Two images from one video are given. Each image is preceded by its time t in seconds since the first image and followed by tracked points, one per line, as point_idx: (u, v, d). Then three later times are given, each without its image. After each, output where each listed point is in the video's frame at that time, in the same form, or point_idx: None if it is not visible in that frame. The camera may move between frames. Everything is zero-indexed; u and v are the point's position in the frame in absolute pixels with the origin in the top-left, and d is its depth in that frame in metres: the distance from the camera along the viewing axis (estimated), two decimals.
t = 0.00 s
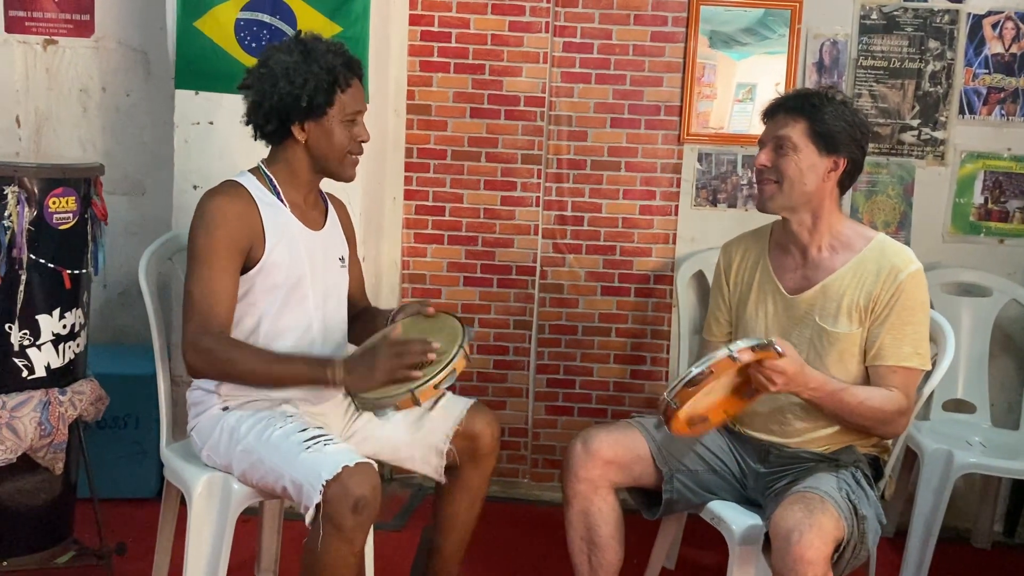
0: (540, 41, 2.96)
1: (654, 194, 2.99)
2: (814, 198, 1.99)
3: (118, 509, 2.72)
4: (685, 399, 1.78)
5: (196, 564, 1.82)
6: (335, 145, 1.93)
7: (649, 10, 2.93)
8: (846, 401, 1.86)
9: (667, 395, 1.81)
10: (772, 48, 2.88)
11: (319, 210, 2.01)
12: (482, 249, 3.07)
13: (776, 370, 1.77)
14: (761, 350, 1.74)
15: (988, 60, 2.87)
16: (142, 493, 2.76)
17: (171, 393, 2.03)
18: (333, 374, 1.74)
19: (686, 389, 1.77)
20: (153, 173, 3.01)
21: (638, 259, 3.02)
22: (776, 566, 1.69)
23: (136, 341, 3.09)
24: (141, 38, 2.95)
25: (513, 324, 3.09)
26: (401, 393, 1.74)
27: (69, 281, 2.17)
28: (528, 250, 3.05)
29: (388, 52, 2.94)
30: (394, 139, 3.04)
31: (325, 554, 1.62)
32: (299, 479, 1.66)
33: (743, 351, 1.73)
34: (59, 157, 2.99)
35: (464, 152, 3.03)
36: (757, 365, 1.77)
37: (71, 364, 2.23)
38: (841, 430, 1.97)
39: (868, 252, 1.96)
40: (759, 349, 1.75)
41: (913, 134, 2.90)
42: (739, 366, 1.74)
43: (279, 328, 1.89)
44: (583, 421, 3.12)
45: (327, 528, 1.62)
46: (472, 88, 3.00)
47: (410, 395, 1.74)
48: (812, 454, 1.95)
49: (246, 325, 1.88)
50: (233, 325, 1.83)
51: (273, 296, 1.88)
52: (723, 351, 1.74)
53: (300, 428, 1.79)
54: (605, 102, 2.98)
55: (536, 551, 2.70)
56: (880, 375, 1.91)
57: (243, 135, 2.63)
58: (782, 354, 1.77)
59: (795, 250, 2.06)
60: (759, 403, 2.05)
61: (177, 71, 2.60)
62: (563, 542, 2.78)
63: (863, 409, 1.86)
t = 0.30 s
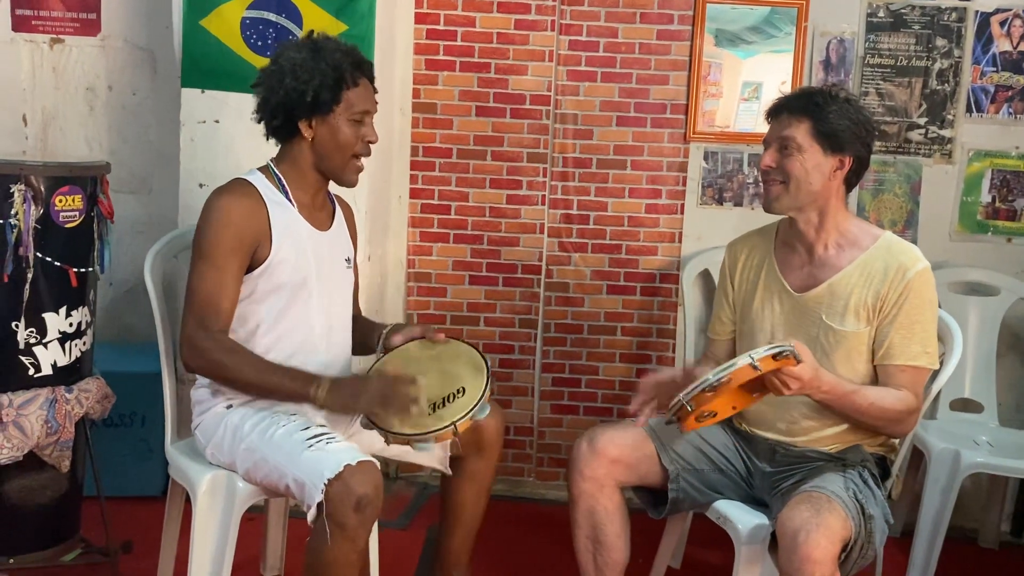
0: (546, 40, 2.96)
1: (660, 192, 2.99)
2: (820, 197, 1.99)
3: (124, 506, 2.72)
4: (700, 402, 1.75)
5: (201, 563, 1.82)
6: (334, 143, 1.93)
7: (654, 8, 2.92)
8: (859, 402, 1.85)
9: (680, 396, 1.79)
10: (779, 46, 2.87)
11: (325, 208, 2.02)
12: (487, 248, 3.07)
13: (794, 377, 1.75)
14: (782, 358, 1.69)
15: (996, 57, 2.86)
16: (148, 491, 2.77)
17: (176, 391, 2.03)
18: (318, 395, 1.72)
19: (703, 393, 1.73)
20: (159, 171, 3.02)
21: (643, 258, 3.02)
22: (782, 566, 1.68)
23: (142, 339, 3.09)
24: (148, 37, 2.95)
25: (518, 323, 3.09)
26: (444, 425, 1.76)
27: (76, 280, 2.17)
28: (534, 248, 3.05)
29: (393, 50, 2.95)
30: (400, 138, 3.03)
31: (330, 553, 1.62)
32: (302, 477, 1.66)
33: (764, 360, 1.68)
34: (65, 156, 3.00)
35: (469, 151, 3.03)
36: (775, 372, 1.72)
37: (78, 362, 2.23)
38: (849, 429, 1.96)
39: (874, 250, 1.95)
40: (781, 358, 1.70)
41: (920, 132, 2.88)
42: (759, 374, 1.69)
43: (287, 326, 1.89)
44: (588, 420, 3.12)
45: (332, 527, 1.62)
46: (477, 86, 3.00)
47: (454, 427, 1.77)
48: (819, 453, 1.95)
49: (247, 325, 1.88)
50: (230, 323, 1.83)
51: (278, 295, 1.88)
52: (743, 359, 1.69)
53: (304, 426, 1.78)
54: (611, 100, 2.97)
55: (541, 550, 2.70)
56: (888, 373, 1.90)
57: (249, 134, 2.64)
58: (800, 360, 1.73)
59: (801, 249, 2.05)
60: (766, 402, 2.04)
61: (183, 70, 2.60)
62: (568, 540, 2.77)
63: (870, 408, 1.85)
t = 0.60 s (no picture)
0: (550, 37, 2.95)
1: (664, 190, 2.98)
2: (824, 195, 1.98)
3: (128, 504, 2.73)
4: (713, 421, 1.74)
5: (205, 561, 1.82)
6: (325, 139, 1.93)
7: (658, 6, 2.92)
8: (862, 402, 1.84)
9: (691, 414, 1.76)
10: (783, 44, 2.86)
11: (329, 207, 2.02)
12: (491, 246, 3.06)
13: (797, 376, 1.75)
14: (795, 377, 1.71)
15: (1001, 55, 2.85)
16: (152, 489, 2.77)
17: (180, 389, 2.04)
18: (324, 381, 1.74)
19: (718, 414, 1.72)
20: (163, 170, 3.02)
21: (647, 256, 3.01)
22: (786, 566, 1.68)
23: (146, 337, 3.10)
24: (152, 35, 2.95)
25: (522, 321, 3.09)
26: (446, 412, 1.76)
27: (80, 278, 2.18)
28: (538, 247, 3.05)
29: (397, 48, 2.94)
30: (403, 136, 3.03)
31: (335, 552, 1.62)
32: (306, 476, 1.66)
33: (780, 380, 1.69)
34: (70, 155, 3.00)
35: (472, 149, 3.03)
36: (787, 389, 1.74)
37: (82, 360, 2.24)
38: (852, 428, 1.96)
39: (879, 249, 1.94)
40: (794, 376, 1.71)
41: (925, 130, 2.87)
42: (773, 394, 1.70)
43: (288, 324, 1.89)
44: (592, 419, 3.11)
45: (336, 526, 1.62)
46: (480, 84, 3.00)
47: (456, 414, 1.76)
48: (824, 452, 1.94)
49: (251, 322, 1.87)
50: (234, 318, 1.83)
51: (281, 292, 1.88)
52: (759, 379, 1.69)
53: (310, 425, 1.78)
54: (615, 98, 2.97)
55: (545, 548, 2.70)
56: (892, 372, 1.89)
57: (253, 132, 2.64)
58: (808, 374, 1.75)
59: (805, 247, 2.05)
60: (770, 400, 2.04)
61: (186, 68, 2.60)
62: (571, 539, 2.77)
63: (874, 407, 1.85)
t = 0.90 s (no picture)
0: (551, 34, 2.95)
1: (666, 187, 2.98)
2: (827, 193, 1.98)
3: (130, 501, 2.73)
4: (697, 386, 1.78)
5: (207, 558, 1.82)
6: (327, 136, 1.93)
7: (660, 3, 2.91)
8: (862, 395, 1.84)
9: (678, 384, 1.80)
10: (785, 41, 2.86)
11: (331, 204, 2.02)
12: (492, 243, 3.06)
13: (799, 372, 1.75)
14: (777, 342, 1.73)
15: (1004, 52, 2.84)
16: (154, 486, 2.78)
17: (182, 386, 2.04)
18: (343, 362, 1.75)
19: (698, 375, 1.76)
20: (165, 167, 3.02)
21: (649, 253, 3.01)
22: (788, 563, 1.68)
23: (148, 334, 3.10)
24: (154, 32, 2.95)
25: (523, 318, 3.09)
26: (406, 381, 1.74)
27: (82, 275, 2.18)
28: (539, 244, 3.05)
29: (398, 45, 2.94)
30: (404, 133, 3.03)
31: (336, 548, 1.62)
32: (305, 466, 1.66)
33: (758, 341, 1.72)
34: (71, 152, 3.00)
35: (474, 146, 3.03)
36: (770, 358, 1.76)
37: (83, 358, 2.24)
38: (854, 425, 1.96)
39: (881, 246, 1.94)
40: (773, 342, 1.73)
41: (927, 127, 2.87)
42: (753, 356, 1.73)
43: (290, 321, 1.89)
44: (594, 416, 3.11)
45: (337, 523, 1.62)
46: (482, 81, 2.99)
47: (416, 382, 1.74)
48: (825, 448, 1.94)
49: (254, 319, 1.87)
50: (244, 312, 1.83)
51: (283, 289, 1.88)
52: (738, 341, 1.73)
53: (307, 416, 1.79)
54: (617, 95, 2.96)
55: (546, 545, 2.70)
56: (894, 370, 1.89)
57: (255, 129, 2.64)
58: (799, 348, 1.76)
59: (807, 245, 2.04)
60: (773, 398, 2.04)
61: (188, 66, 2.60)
62: (573, 536, 2.77)
63: (876, 403, 1.85)
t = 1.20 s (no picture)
0: (552, 32, 2.95)
1: (667, 185, 2.98)
2: (830, 192, 1.97)
3: (130, 499, 2.73)
4: (710, 399, 1.73)
5: (207, 557, 1.82)
6: (328, 135, 1.93)
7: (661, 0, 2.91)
8: (865, 398, 1.84)
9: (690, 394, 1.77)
10: (785, 39, 2.86)
11: (332, 203, 2.02)
12: (493, 241, 3.06)
13: (800, 371, 1.74)
14: (793, 357, 1.68)
15: (1005, 50, 2.84)
16: (155, 484, 2.78)
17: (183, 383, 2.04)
18: (321, 392, 1.72)
19: (712, 391, 1.71)
20: (166, 165, 3.02)
21: (650, 251, 3.02)
22: (789, 562, 1.68)
23: (148, 332, 3.10)
24: (154, 30, 2.95)
25: (524, 316, 3.09)
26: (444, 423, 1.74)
27: (83, 273, 2.18)
28: (540, 242, 3.05)
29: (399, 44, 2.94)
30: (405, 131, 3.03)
31: (337, 546, 1.62)
32: (308, 469, 1.67)
33: (776, 359, 1.66)
34: (72, 150, 3.00)
35: (474, 144, 3.03)
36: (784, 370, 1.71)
37: (84, 356, 2.24)
38: (855, 423, 1.96)
39: (883, 245, 1.94)
40: (791, 357, 1.68)
41: (928, 125, 2.87)
42: (769, 373, 1.68)
43: (291, 319, 1.90)
44: (594, 414, 3.11)
45: (338, 521, 1.62)
46: (483, 79, 2.99)
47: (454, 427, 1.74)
48: (826, 447, 1.94)
49: (254, 320, 1.88)
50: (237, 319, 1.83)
51: (283, 290, 1.88)
52: (755, 357, 1.67)
53: (310, 418, 1.79)
54: (618, 93, 2.96)
55: (547, 543, 2.70)
56: (895, 368, 1.89)
57: (255, 127, 2.64)
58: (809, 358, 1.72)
59: (809, 244, 2.04)
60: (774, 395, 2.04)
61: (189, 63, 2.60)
62: (573, 534, 2.77)
63: (876, 403, 1.85)
